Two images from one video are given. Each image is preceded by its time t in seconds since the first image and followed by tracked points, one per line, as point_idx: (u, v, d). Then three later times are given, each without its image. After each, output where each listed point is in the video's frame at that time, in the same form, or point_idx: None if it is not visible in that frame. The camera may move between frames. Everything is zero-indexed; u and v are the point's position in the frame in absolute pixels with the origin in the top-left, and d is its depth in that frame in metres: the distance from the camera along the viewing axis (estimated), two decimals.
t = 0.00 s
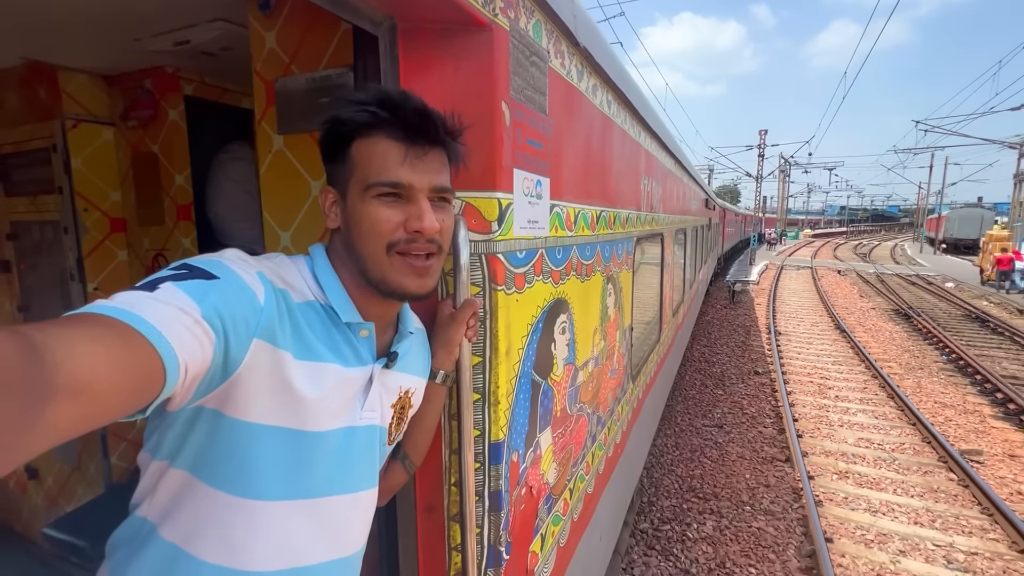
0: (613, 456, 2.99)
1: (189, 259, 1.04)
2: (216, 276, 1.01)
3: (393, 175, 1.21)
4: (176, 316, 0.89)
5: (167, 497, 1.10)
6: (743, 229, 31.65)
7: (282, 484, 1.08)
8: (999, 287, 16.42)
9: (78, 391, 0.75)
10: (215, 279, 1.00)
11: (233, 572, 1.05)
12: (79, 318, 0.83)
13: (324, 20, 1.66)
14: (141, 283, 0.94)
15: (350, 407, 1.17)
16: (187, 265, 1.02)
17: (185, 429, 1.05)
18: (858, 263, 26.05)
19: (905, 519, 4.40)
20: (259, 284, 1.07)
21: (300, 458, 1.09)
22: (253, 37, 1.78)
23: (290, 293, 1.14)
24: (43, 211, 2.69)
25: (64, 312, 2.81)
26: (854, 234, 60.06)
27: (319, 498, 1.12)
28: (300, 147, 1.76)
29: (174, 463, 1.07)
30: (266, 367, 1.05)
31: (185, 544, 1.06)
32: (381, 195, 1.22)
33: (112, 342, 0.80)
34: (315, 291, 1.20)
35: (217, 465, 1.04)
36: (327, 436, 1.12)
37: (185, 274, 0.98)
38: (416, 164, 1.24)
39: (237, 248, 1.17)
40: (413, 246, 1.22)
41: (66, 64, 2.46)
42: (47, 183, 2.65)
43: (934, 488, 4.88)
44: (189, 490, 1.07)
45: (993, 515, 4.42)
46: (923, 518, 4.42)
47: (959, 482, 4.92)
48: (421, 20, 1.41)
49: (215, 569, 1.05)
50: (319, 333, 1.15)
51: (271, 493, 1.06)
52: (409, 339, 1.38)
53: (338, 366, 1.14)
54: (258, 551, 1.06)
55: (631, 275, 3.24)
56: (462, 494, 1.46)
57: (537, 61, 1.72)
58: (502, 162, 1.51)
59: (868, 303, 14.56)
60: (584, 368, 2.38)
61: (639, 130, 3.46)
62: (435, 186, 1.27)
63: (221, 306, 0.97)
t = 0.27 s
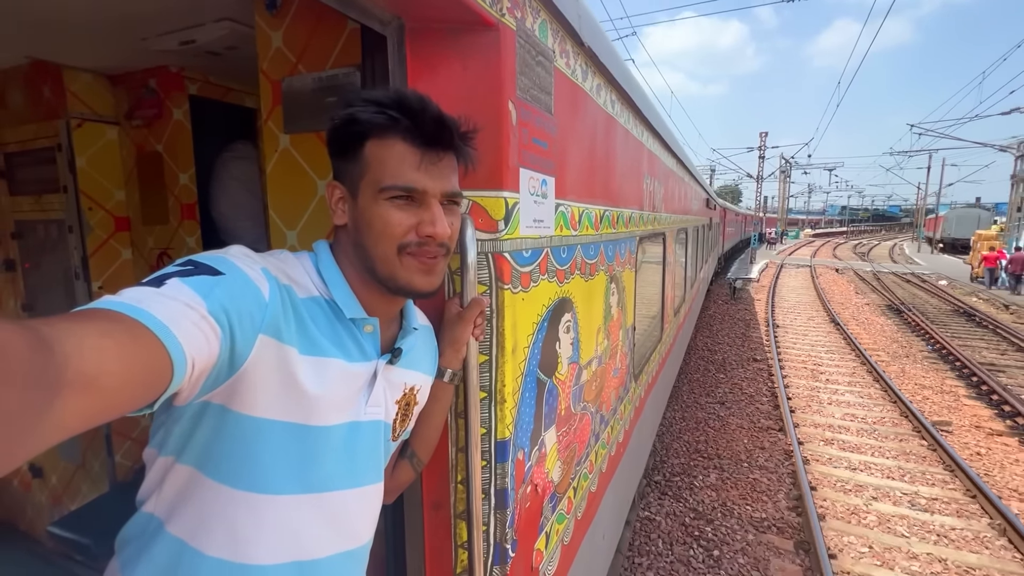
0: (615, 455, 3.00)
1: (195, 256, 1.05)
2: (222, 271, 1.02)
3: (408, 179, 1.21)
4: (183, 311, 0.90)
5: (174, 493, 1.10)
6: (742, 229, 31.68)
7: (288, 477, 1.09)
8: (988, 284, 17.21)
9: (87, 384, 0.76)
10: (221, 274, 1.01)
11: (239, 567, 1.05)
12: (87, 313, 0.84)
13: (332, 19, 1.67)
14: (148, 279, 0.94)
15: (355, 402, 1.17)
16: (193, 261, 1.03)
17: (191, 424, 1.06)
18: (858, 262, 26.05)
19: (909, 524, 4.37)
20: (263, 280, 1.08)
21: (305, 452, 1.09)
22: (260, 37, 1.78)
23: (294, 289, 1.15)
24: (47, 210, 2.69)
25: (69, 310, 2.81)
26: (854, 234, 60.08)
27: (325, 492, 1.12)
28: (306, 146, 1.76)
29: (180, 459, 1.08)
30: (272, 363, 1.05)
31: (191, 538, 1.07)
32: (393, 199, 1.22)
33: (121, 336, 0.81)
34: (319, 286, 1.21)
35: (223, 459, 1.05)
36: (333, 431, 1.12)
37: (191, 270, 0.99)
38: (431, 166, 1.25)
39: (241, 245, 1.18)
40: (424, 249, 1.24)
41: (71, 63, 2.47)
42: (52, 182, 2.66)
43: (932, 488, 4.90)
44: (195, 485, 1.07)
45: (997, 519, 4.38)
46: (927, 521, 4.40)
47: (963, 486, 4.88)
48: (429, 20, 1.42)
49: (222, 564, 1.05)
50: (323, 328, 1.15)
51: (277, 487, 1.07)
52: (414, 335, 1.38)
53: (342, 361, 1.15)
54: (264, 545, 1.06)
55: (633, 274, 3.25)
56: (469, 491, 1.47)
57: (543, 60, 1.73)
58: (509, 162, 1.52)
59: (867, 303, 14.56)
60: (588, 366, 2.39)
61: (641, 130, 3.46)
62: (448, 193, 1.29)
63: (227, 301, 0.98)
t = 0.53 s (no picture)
0: (616, 456, 3.00)
1: (191, 255, 1.04)
2: (218, 271, 1.01)
3: (404, 178, 1.21)
4: (178, 311, 0.89)
5: (169, 493, 1.09)
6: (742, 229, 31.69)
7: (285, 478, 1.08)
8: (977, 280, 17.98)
9: (81, 383, 0.76)
10: (217, 274, 1.00)
11: (235, 568, 1.04)
12: (82, 311, 0.83)
13: (332, 18, 1.66)
14: (144, 278, 0.94)
15: (353, 402, 1.17)
16: (190, 260, 1.02)
17: (186, 424, 1.06)
18: (858, 262, 26.04)
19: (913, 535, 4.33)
20: (260, 279, 1.07)
21: (302, 452, 1.09)
22: (260, 36, 1.78)
23: (292, 288, 1.14)
24: (47, 209, 2.69)
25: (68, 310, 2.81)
26: (854, 234, 60.06)
27: (322, 493, 1.12)
28: (306, 145, 1.76)
29: (175, 459, 1.08)
30: (269, 362, 1.05)
31: (186, 539, 1.06)
32: (391, 198, 1.21)
33: (115, 335, 0.81)
34: (316, 286, 1.20)
35: (218, 459, 1.04)
36: (330, 431, 1.11)
37: (187, 269, 0.98)
38: (428, 164, 1.25)
39: (239, 245, 1.18)
40: (422, 248, 1.23)
41: (70, 62, 2.46)
42: (51, 181, 2.65)
43: (934, 495, 4.92)
44: (190, 485, 1.06)
45: (1000, 528, 4.36)
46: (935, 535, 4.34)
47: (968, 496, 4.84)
48: (430, 19, 1.41)
49: (217, 564, 1.04)
50: (321, 328, 1.15)
51: (273, 488, 1.06)
52: (413, 335, 1.37)
53: (340, 361, 1.14)
54: (259, 546, 1.05)
55: (634, 275, 3.24)
56: (469, 492, 1.47)
57: (544, 60, 1.72)
58: (510, 161, 1.52)
59: (868, 304, 14.55)
60: (589, 367, 2.39)
61: (642, 130, 3.45)
62: (445, 191, 1.29)
63: (223, 301, 0.97)
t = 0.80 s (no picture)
0: (615, 455, 2.99)
1: (188, 255, 1.04)
2: (215, 271, 1.01)
3: (400, 178, 1.20)
4: (175, 311, 0.89)
5: (165, 493, 1.09)
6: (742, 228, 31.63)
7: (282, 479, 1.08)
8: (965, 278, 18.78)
9: (77, 384, 0.75)
10: (214, 274, 1.00)
11: (230, 569, 1.04)
12: (77, 312, 0.83)
13: (330, 16, 1.65)
14: (141, 278, 0.93)
15: (350, 404, 1.16)
16: (187, 260, 1.02)
17: (183, 424, 1.05)
18: (859, 260, 26.00)
19: (905, 523, 4.35)
20: (258, 279, 1.07)
21: (298, 454, 1.08)
22: (258, 35, 1.77)
23: (289, 289, 1.14)
24: (46, 208, 2.69)
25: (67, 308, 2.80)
26: (854, 233, 60.03)
27: (318, 494, 1.11)
28: (305, 144, 1.75)
29: (172, 459, 1.07)
30: (265, 363, 1.04)
31: (182, 540, 1.05)
32: (386, 197, 1.21)
33: (112, 336, 0.80)
34: (314, 287, 1.20)
35: (215, 459, 1.04)
36: (328, 433, 1.11)
37: (184, 269, 0.98)
38: (423, 163, 1.24)
39: (236, 245, 1.17)
40: (414, 248, 1.22)
41: (69, 61, 2.46)
42: (50, 180, 2.65)
43: (923, 481, 4.97)
44: (187, 485, 1.06)
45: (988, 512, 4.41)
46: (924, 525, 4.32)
47: (959, 486, 4.83)
48: (428, 18, 1.41)
49: (213, 565, 1.04)
50: (318, 329, 1.15)
51: (269, 488, 1.06)
52: (411, 336, 1.37)
53: (337, 362, 1.14)
54: (256, 547, 1.05)
55: (633, 273, 3.23)
56: (468, 492, 1.46)
57: (543, 58, 1.72)
58: (509, 161, 1.51)
59: (869, 302, 14.52)
60: (588, 366, 2.38)
61: (641, 129, 3.43)
62: (441, 189, 1.27)
63: (220, 301, 0.96)
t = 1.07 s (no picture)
0: (616, 455, 2.98)
1: (189, 252, 1.03)
2: (217, 268, 1.00)
3: (386, 170, 1.21)
4: (176, 308, 0.89)
5: (166, 490, 1.08)
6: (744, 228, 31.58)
7: (282, 478, 1.08)
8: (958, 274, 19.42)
9: (77, 380, 0.75)
10: (215, 271, 0.99)
11: (230, 567, 1.03)
12: (78, 307, 0.82)
13: (332, 15, 1.65)
14: (142, 275, 0.93)
15: (351, 403, 1.16)
16: (188, 257, 1.01)
17: (184, 422, 1.05)
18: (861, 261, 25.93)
19: (904, 522, 4.36)
20: (259, 277, 1.07)
21: (299, 452, 1.08)
22: (260, 33, 1.77)
23: (290, 287, 1.13)
24: (47, 206, 2.69)
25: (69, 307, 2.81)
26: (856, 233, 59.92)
27: (319, 493, 1.11)
28: (306, 142, 1.74)
29: (173, 457, 1.06)
30: (266, 361, 1.04)
31: (182, 538, 1.05)
32: (372, 191, 1.21)
33: (113, 332, 0.80)
34: (315, 286, 1.19)
35: (216, 457, 1.03)
36: (328, 432, 1.10)
37: (185, 266, 0.97)
38: (412, 158, 1.23)
39: (237, 242, 1.16)
40: (399, 241, 1.20)
41: (70, 59, 2.46)
42: (52, 178, 2.65)
43: (922, 480, 4.98)
44: (188, 483, 1.05)
45: (987, 511, 4.42)
46: (926, 527, 4.29)
47: (960, 486, 4.80)
48: (430, 16, 1.40)
49: (214, 564, 1.03)
50: (319, 327, 1.14)
51: (269, 487, 1.05)
52: (412, 335, 1.36)
53: (337, 361, 1.13)
54: (256, 545, 1.04)
55: (635, 273, 3.22)
56: (469, 492, 1.46)
57: (545, 57, 1.71)
58: (510, 159, 1.51)
59: (872, 301, 14.47)
60: (589, 366, 2.37)
61: (644, 128, 3.42)
62: (425, 182, 1.25)
63: (221, 299, 0.96)
